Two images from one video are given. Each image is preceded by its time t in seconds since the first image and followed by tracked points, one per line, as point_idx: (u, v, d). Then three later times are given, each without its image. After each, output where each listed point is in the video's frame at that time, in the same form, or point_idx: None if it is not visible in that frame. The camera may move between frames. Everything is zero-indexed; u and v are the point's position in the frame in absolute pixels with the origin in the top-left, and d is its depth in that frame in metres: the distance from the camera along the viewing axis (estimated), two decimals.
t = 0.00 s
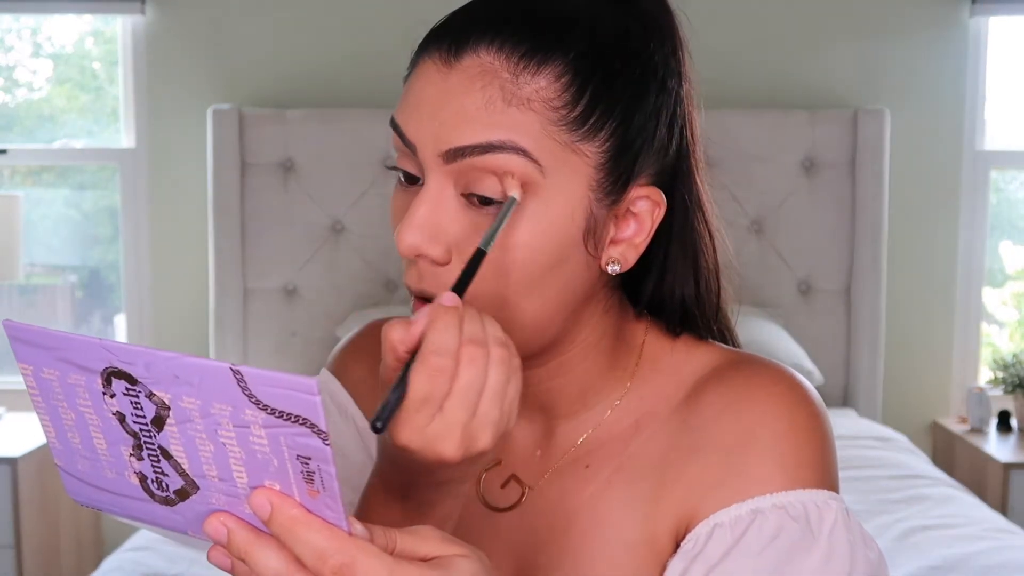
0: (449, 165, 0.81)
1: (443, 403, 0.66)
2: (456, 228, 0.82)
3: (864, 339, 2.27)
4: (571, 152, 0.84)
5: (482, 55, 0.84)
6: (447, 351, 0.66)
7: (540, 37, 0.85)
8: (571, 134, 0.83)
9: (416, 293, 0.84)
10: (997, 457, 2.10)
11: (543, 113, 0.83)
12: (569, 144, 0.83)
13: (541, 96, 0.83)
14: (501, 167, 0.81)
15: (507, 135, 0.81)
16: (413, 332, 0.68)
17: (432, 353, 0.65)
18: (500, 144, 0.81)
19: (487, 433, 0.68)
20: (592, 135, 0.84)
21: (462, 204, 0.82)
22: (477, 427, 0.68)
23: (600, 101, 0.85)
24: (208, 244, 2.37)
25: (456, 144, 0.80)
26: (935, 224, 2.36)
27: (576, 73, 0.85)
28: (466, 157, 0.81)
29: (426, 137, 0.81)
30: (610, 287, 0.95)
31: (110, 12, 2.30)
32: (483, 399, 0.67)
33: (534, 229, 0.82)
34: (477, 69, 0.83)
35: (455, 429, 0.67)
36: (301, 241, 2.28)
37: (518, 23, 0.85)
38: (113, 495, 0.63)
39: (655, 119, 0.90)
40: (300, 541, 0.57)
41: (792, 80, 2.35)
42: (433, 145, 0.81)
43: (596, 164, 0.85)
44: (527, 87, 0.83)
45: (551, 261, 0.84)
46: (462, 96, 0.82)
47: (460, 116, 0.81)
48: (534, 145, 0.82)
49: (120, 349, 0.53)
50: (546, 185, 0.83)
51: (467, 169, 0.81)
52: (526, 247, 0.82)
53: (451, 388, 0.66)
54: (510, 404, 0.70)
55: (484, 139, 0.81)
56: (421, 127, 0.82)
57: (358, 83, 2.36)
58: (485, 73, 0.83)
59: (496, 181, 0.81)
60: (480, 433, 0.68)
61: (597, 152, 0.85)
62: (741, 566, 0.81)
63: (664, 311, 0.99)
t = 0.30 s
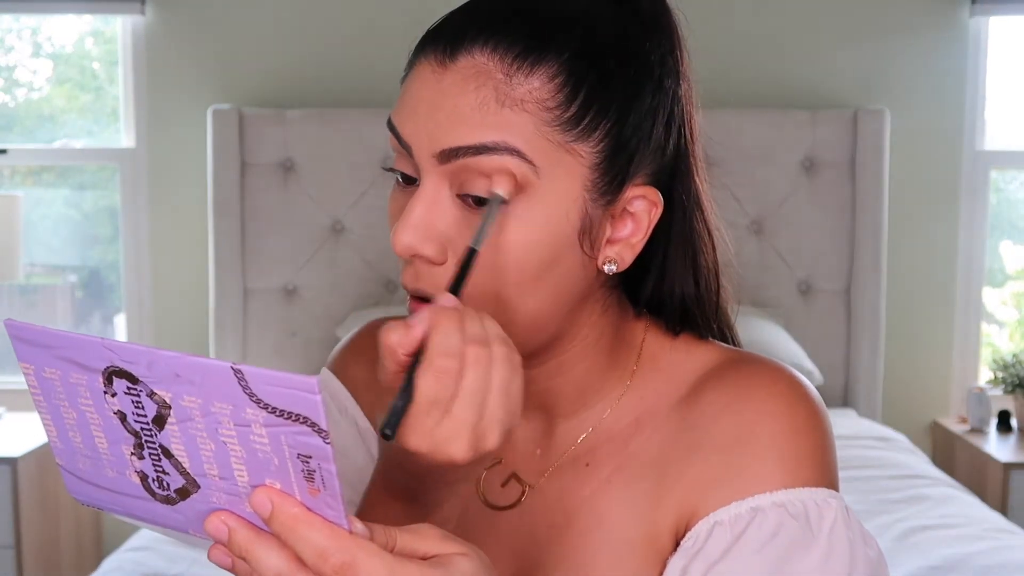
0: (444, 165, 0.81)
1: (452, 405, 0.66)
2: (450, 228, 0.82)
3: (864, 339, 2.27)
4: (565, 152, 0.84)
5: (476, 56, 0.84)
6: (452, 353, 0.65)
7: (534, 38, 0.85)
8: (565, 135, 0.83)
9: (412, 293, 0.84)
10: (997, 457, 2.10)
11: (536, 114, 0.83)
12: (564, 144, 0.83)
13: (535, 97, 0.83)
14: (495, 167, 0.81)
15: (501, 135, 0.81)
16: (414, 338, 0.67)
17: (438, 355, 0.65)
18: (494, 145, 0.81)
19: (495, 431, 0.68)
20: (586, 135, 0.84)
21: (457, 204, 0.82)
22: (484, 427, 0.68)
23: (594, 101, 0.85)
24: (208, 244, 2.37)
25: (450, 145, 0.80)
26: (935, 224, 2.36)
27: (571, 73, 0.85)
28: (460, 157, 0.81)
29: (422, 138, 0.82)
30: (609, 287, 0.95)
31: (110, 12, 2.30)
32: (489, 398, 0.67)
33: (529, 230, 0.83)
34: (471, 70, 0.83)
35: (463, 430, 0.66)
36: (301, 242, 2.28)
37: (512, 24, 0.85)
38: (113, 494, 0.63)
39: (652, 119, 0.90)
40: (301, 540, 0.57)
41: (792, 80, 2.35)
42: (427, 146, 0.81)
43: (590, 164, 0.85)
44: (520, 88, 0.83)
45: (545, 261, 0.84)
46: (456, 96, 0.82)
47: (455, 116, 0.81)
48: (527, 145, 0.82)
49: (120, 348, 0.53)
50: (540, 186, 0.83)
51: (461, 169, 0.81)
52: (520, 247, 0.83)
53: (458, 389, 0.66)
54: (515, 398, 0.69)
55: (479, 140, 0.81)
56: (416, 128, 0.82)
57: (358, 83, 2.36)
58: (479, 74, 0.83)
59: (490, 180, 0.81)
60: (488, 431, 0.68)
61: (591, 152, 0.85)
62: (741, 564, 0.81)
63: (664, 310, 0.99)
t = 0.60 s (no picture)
0: (440, 164, 0.81)
1: (472, 409, 0.66)
2: (447, 225, 0.81)
3: (864, 339, 2.27)
4: (561, 150, 0.84)
5: (472, 55, 0.84)
6: (477, 358, 0.65)
7: (528, 36, 0.85)
8: (561, 132, 0.83)
9: (408, 291, 0.84)
10: (997, 457, 2.10)
11: (532, 111, 0.83)
12: (559, 142, 0.83)
13: (530, 95, 0.83)
14: (491, 165, 0.81)
15: (497, 133, 0.81)
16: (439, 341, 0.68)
17: (463, 359, 0.65)
18: (490, 142, 0.81)
19: (513, 439, 0.69)
20: (582, 133, 0.84)
21: (453, 203, 0.82)
22: (504, 433, 0.68)
23: (589, 99, 0.85)
24: (208, 244, 2.37)
25: (446, 143, 0.80)
26: (935, 224, 2.36)
27: (566, 72, 0.85)
28: (457, 155, 0.80)
29: (418, 136, 0.81)
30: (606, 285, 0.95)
31: (110, 12, 2.30)
32: (510, 406, 0.68)
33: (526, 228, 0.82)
34: (466, 69, 0.83)
35: (483, 433, 0.66)
36: (301, 242, 2.28)
37: (507, 23, 0.85)
38: (112, 495, 0.63)
39: (647, 117, 0.90)
40: (300, 538, 0.57)
41: (792, 80, 2.35)
42: (424, 144, 0.81)
43: (586, 163, 0.85)
44: (515, 86, 0.83)
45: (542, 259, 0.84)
46: (451, 95, 0.82)
47: (450, 115, 0.81)
48: (523, 144, 0.82)
49: (118, 347, 0.53)
50: (536, 183, 0.83)
51: (457, 167, 0.81)
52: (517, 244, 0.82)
53: (481, 393, 0.66)
54: (534, 408, 0.71)
55: (475, 137, 0.81)
56: (412, 126, 0.82)
57: (357, 83, 2.36)
58: (474, 72, 0.83)
59: (486, 178, 0.81)
60: (506, 438, 0.69)
61: (586, 150, 0.85)
62: (739, 560, 0.81)
63: (661, 309, 0.99)
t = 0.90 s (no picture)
0: (434, 163, 0.81)
1: (466, 402, 0.66)
2: (440, 223, 0.81)
3: (864, 339, 2.27)
4: (553, 150, 0.84)
5: (466, 55, 0.84)
6: (472, 350, 0.65)
7: (521, 37, 0.85)
8: (553, 132, 0.83)
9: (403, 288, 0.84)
10: (997, 457, 2.09)
11: (524, 111, 0.83)
12: (551, 142, 0.83)
13: (522, 95, 0.83)
14: (484, 165, 0.81)
15: (490, 132, 0.81)
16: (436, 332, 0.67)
17: (459, 351, 0.65)
18: (482, 141, 0.81)
19: (507, 430, 0.68)
20: (575, 133, 0.84)
21: (447, 201, 0.81)
22: (498, 425, 0.68)
23: (583, 100, 0.85)
24: (208, 243, 2.37)
25: (440, 142, 0.80)
26: (935, 224, 2.36)
27: (559, 72, 0.85)
28: (450, 154, 0.80)
29: (412, 134, 0.81)
30: (604, 284, 0.94)
31: (110, 12, 2.30)
32: (505, 397, 0.68)
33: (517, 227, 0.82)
34: (460, 69, 0.83)
35: (477, 426, 0.66)
36: (301, 242, 2.28)
37: (502, 23, 0.85)
38: (113, 487, 0.63)
39: (643, 118, 0.90)
40: (301, 527, 0.57)
41: (791, 80, 2.35)
42: (417, 143, 0.81)
43: (578, 163, 0.85)
44: (508, 86, 0.83)
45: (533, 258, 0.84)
46: (445, 94, 0.82)
47: (444, 114, 0.81)
48: (515, 143, 0.82)
49: (120, 338, 0.53)
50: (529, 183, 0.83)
51: (451, 166, 0.81)
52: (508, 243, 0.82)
53: (476, 384, 0.66)
54: (528, 400, 0.70)
55: (468, 136, 0.81)
56: (406, 125, 0.82)
57: (358, 83, 2.36)
58: (468, 72, 0.83)
59: (479, 177, 0.81)
60: (501, 430, 0.68)
61: (579, 150, 0.85)
62: (738, 556, 0.81)
63: (660, 308, 0.98)
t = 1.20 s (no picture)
0: (432, 156, 0.81)
1: (428, 384, 0.66)
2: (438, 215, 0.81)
3: (864, 339, 2.27)
4: (552, 146, 0.84)
5: (467, 50, 0.84)
6: (427, 330, 0.66)
7: (522, 34, 0.85)
8: (551, 128, 0.83)
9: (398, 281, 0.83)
10: (997, 457, 2.09)
11: (523, 107, 0.83)
12: (549, 138, 0.83)
13: (522, 91, 0.83)
14: (482, 160, 0.81)
15: (489, 126, 0.81)
16: (391, 318, 0.68)
17: (414, 333, 0.66)
18: (481, 135, 0.81)
19: (475, 408, 0.67)
20: (573, 130, 0.84)
21: (443, 194, 0.81)
22: (463, 404, 0.67)
23: (582, 97, 0.85)
24: (208, 243, 2.36)
25: (438, 135, 0.80)
26: (935, 224, 2.36)
27: (559, 69, 0.85)
28: (448, 147, 0.80)
29: (411, 128, 0.82)
30: (602, 283, 0.94)
31: (110, 12, 2.30)
32: (468, 376, 0.67)
33: (513, 223, 0.82)
34: (461, 64, 0.83)
35: (441, 406, 0.66)
36: (301, 242, 2.28)
37: (503, 21, 0.86)
38: (115, 481, 0.63)
39: (642, 118, 0.90)
40: (303, 519, 0.57)
41: (792, 80, 2.35)
42: (416, 135, 0.81)
43: (577, 160, 0.85)
44: (508, 81, 0.83)
45: (531, 253, 0.83)
46: (445, 88, 0.82)
47: (444, 108, 0.81)
48: (514, 138, 0.82)
49: (123, 330, 0.53)
50: (526, 179, 0.83)
51: (449, 159, 0.81)
52: (504, 238, 0.82)
53: (436, 366, 0.66)
54: (492, 379, 0.69)
55: (466, 130, 0.81)
56: (406, 118, 0.82)
57: (358, 83, 2.36)
58: (468, 67, 0.83)
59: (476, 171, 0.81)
60: (468, 409, 0.68)
61: (578, 147, 0.85)
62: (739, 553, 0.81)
63: (659, 308, 0.98)
